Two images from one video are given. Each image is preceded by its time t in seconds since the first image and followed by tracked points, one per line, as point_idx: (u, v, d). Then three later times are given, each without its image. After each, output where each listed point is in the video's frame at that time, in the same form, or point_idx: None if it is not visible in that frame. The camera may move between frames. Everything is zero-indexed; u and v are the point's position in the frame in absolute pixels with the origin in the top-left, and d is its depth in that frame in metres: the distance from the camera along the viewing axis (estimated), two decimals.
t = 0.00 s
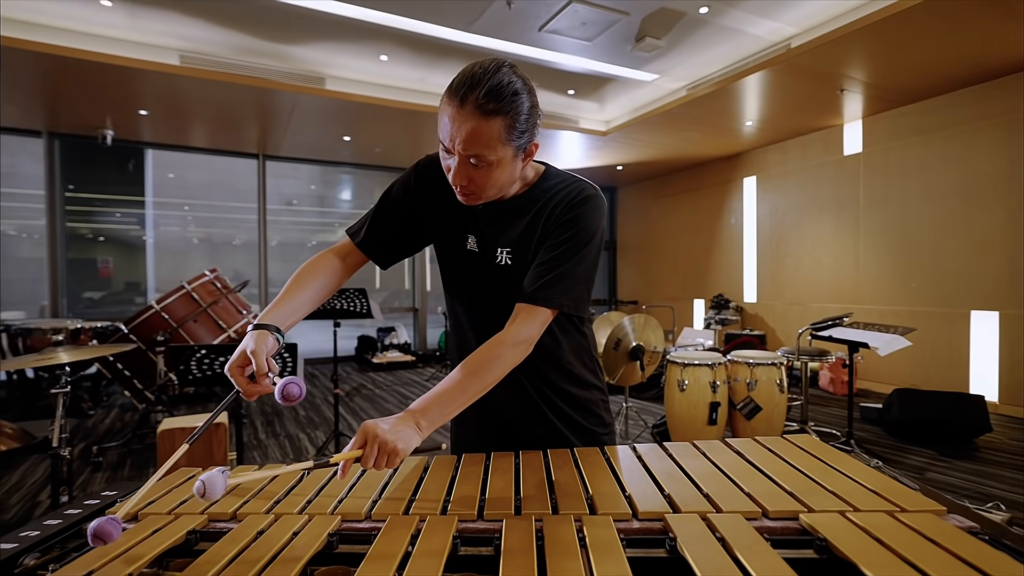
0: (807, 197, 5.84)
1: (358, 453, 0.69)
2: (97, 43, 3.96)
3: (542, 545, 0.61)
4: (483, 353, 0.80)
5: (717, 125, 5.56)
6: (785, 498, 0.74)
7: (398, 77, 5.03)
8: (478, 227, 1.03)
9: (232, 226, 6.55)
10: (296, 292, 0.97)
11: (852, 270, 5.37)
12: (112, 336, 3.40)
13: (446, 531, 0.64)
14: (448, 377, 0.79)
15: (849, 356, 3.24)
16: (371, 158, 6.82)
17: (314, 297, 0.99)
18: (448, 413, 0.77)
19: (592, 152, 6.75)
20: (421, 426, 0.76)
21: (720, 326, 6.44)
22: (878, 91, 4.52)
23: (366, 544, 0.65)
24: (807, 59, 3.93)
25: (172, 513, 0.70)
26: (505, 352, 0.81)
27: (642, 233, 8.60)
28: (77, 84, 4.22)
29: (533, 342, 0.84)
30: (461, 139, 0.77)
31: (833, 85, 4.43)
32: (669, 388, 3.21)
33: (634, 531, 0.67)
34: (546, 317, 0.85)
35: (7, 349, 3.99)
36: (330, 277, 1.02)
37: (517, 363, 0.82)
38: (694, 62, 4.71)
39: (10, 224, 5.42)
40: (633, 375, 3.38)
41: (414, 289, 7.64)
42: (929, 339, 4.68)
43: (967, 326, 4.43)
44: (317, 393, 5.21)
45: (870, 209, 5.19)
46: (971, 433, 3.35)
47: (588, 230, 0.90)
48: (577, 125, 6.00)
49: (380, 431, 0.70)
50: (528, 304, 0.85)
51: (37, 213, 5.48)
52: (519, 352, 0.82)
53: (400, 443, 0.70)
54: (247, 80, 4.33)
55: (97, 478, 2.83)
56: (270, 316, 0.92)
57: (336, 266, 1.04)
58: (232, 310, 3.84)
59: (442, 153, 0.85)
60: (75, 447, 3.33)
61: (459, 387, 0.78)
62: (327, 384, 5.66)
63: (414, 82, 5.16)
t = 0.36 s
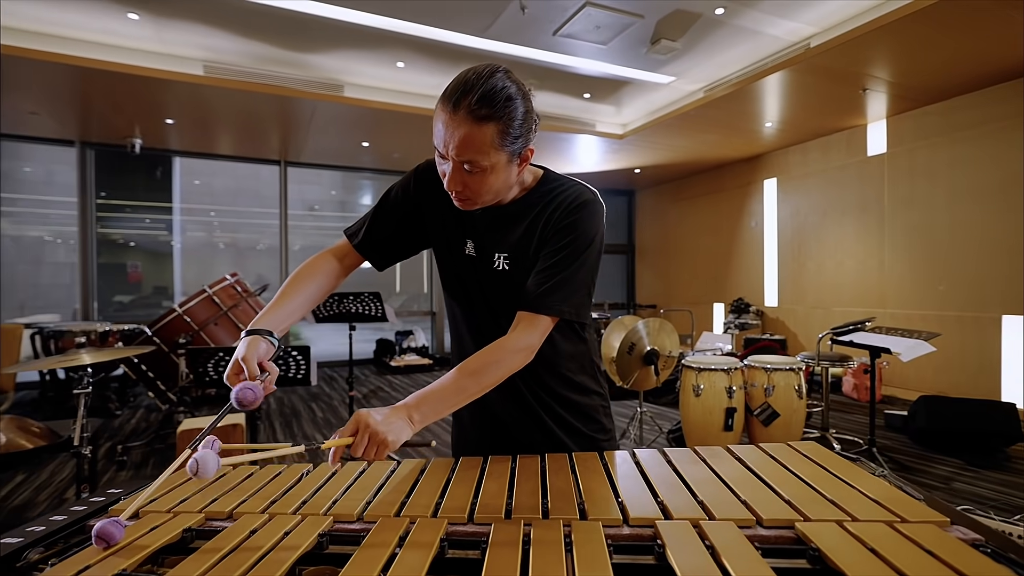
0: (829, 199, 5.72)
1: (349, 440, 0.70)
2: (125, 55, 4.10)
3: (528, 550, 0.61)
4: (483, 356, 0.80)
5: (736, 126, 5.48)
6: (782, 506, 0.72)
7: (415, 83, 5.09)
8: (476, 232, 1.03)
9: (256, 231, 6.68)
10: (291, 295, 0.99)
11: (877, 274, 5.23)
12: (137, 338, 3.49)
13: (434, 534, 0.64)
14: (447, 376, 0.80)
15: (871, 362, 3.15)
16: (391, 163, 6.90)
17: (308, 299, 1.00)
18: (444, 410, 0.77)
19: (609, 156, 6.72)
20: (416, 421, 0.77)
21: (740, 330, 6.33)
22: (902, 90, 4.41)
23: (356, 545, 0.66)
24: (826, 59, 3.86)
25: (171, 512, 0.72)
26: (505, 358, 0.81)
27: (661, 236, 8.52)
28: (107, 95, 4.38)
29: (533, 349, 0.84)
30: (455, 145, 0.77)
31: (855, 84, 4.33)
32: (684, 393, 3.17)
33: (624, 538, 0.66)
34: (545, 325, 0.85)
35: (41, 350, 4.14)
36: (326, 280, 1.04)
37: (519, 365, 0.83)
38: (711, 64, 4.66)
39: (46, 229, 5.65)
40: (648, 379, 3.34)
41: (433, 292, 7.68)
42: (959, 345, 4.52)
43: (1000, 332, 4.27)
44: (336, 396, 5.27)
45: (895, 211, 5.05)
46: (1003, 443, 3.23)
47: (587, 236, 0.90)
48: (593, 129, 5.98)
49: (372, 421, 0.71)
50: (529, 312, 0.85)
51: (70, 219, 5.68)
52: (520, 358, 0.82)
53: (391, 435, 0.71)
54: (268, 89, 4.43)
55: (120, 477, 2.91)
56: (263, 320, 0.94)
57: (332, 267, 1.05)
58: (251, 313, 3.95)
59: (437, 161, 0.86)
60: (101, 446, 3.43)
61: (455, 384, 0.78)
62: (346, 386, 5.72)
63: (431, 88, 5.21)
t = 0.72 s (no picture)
0: (843, 201, 5.64)
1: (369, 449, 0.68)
2: (141, 63, 4.19)
3: (506, 555, 0.61)
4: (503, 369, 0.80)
5: (747, 128, 5.43)
6: (768, 513, 0.72)
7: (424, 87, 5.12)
8: (464, 245, 1.05)
9: (271, 235, 6.77)
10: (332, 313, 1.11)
11: (892, 276, 5.14)
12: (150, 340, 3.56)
13: (415, 536, 0.65)
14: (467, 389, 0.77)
15: (883, 366, 3.10)
16: (403, 167, 6.95)
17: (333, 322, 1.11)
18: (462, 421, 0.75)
19: (620, 158, 6.69)
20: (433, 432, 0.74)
21: (751, 333, 6.26)
22: (917, 89, 4.33)
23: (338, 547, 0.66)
24: (837, 59, 3.81)
25: (160, 512, 0.73)
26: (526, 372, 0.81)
27: (672, 238, 8.46)
28: (125, 102, 4.48)
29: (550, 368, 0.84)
30: (434, 147, 0.78)
31: (868, 84, 4.27)
32: (691, 397, 3.15)
33: (604, 542, 0.67)
34: (561, 336, 0.87)
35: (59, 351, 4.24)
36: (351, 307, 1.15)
37: (540, 379, 0.82)
38: (721, 65, 4.62)
39: (67, 233, 5.80)
40: (655, 383, 3.32)
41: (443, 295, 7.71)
42: (977, 349, 4.43)
43: (1019, 336, 4.17)
44: (346, 397, 5.32)
45: (910, 213, 4.96)
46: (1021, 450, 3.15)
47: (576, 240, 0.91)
48: (603, 131, 5.98)
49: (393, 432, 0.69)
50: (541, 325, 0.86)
51: (90, 223, 5.82)
52: (538, 372, 0.82)
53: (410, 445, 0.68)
54: (279, 95, 4.49)
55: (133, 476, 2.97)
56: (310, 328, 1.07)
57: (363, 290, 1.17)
58: (262, 315, 4.00)
59: (420, 167, 0.87)
60: (116, 446, 3.50)
61: (477, 392, 0.77)
62: (356, 388, 5.77)
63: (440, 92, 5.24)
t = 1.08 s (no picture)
0: (852, 202, 5.58)
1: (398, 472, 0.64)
2: (151, 68, 4.25)
3: (482, 558, 0.62)
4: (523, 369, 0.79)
5: (754, 129, 5.40)
6: (749, 517, 0.72)
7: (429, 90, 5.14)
8: (461, 260, 1.06)
9: (281, 237, 6.82)
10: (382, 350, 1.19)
11: (901, 278, 5.08)
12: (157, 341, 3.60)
13: (393, 538, 0.65)
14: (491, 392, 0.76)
15: (889, 370, 3.07)
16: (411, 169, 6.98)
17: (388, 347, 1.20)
18: (486, 428, 0.74)
19: (626, 160, 6.68)
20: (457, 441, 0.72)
21: (759, 336, 6.22)
22: (926, 89, 4.28)
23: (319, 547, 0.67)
24: (844, 59, 3.78)
25: (148, 511, 0.74)
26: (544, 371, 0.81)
27: (680, 240, 8.42)
28: (136, 107, 4.55)
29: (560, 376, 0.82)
30: (421, 154, 0.79)
31: (876, 85, 4.23)
32: (695, 400, 3.13)
33: (583, 545, 0.67)
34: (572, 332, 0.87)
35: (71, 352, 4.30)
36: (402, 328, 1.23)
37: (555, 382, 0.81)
38: (727, 67, 4.60)
39: (82, 236, 5.91)
40: (658, 386, 3.31)
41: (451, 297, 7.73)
42: (989, 352, 4.36)
43: None
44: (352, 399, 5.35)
45: (919, 214, 4.90)
46: None
47: (572, 240, 0.92)
48: (609, 133, 5.97)
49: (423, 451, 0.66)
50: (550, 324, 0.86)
51: (103, 226, 5.91)
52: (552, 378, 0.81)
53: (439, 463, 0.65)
54: (286, 99, 4.54)
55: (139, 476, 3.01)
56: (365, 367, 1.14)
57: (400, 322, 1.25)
58: (268, 317, 4.03)
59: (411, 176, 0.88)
60: (125, 446, 3.55)
61: (501, 400, 0.75)
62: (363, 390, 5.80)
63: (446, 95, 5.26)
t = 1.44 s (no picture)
0: (863, 203, 5.52)
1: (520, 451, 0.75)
2: (162, 73, 4.31)
3: (464, 558, 0.62)
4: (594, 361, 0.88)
5: (762, 129, 5.35)
6: (735, 522, 0.71)
7: (437, 93, 5.17)
8: (486, 262, 1.04)
9: (292, 240, 6.88)
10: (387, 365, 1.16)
11: (913, 280, 5.00)
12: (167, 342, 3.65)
13: (376, 538, 0.66)
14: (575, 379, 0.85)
15: (899, 373, 3.02)
16: (420, 172, 7.02)
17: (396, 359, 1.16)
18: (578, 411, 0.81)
19: (634, 161, 6.65)
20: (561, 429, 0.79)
21: (768, 338, 6.16)
22: (938, 88, 4.22)
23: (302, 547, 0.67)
24: (853, 58, 3.74)
25: (139, 509, 0.75)
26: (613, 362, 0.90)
27: (688, 242, 8.36)
28: (148, 112, 4.62)
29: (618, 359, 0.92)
30: (471, 145, 0.84)
31: (887, 84, 4.17)
32: (700, 402, 3.11)
33: (566, 547, 0.67)
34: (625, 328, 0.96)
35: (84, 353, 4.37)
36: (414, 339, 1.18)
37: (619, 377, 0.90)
38: (734, 67, 4.57)
39: (98, 239, 6.01)
40: (663, 389, 3.29)
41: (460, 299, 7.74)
42: (1004, 355, 4.28)
43: None
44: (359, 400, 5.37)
45: (932, 214, 4.83)
46: None
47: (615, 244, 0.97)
48: (616, 135, 5.95)
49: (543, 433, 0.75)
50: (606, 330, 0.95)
51: (118, 228, 6.00)
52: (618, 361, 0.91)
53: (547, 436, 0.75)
54: (295, 103, 4.58)
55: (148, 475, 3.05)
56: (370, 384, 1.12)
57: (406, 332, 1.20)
58: (276, 319, 4.07)
59: (456, 178, 0.91)
60: (135, 446, 3.60)
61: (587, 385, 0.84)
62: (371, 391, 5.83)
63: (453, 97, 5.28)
